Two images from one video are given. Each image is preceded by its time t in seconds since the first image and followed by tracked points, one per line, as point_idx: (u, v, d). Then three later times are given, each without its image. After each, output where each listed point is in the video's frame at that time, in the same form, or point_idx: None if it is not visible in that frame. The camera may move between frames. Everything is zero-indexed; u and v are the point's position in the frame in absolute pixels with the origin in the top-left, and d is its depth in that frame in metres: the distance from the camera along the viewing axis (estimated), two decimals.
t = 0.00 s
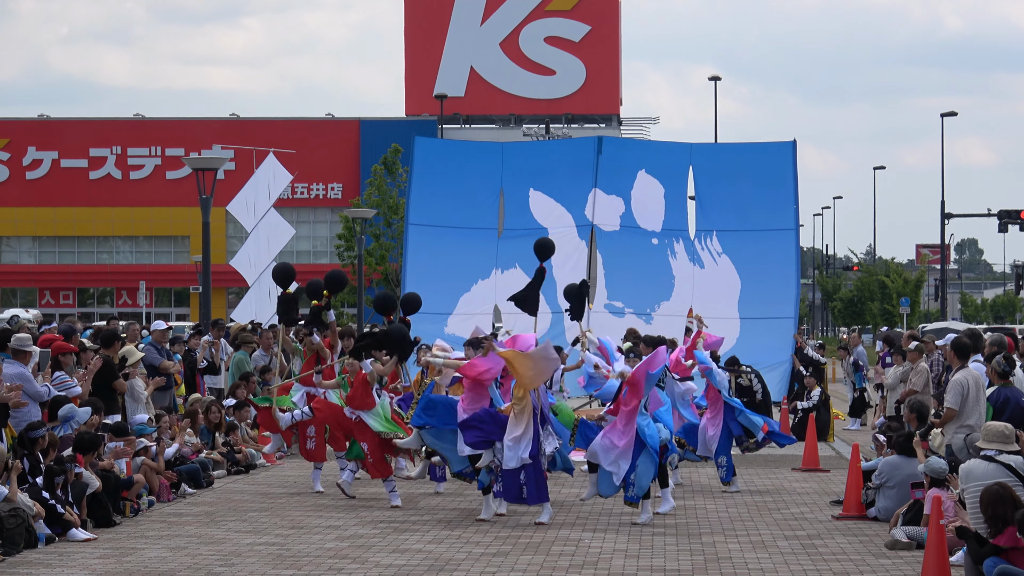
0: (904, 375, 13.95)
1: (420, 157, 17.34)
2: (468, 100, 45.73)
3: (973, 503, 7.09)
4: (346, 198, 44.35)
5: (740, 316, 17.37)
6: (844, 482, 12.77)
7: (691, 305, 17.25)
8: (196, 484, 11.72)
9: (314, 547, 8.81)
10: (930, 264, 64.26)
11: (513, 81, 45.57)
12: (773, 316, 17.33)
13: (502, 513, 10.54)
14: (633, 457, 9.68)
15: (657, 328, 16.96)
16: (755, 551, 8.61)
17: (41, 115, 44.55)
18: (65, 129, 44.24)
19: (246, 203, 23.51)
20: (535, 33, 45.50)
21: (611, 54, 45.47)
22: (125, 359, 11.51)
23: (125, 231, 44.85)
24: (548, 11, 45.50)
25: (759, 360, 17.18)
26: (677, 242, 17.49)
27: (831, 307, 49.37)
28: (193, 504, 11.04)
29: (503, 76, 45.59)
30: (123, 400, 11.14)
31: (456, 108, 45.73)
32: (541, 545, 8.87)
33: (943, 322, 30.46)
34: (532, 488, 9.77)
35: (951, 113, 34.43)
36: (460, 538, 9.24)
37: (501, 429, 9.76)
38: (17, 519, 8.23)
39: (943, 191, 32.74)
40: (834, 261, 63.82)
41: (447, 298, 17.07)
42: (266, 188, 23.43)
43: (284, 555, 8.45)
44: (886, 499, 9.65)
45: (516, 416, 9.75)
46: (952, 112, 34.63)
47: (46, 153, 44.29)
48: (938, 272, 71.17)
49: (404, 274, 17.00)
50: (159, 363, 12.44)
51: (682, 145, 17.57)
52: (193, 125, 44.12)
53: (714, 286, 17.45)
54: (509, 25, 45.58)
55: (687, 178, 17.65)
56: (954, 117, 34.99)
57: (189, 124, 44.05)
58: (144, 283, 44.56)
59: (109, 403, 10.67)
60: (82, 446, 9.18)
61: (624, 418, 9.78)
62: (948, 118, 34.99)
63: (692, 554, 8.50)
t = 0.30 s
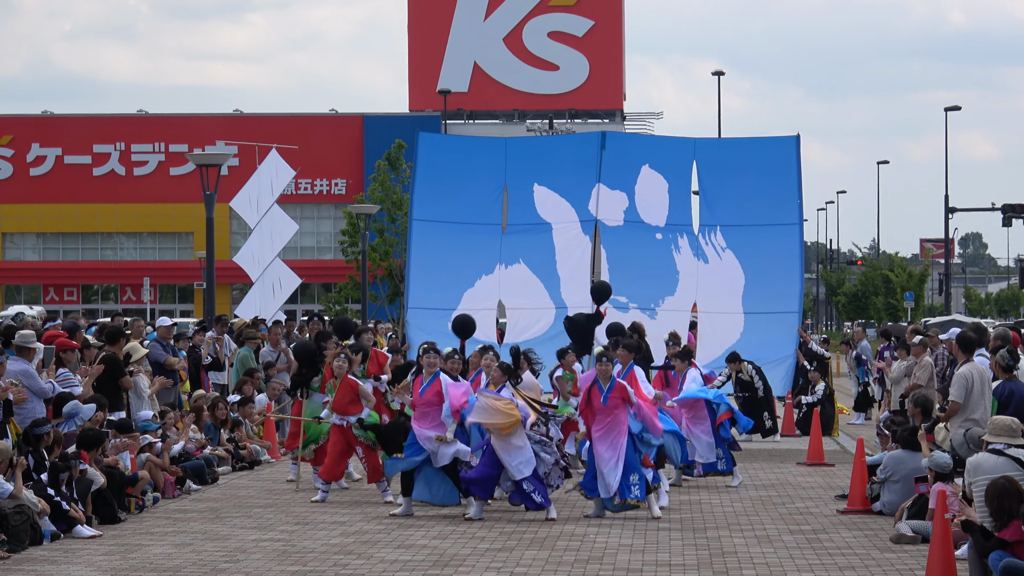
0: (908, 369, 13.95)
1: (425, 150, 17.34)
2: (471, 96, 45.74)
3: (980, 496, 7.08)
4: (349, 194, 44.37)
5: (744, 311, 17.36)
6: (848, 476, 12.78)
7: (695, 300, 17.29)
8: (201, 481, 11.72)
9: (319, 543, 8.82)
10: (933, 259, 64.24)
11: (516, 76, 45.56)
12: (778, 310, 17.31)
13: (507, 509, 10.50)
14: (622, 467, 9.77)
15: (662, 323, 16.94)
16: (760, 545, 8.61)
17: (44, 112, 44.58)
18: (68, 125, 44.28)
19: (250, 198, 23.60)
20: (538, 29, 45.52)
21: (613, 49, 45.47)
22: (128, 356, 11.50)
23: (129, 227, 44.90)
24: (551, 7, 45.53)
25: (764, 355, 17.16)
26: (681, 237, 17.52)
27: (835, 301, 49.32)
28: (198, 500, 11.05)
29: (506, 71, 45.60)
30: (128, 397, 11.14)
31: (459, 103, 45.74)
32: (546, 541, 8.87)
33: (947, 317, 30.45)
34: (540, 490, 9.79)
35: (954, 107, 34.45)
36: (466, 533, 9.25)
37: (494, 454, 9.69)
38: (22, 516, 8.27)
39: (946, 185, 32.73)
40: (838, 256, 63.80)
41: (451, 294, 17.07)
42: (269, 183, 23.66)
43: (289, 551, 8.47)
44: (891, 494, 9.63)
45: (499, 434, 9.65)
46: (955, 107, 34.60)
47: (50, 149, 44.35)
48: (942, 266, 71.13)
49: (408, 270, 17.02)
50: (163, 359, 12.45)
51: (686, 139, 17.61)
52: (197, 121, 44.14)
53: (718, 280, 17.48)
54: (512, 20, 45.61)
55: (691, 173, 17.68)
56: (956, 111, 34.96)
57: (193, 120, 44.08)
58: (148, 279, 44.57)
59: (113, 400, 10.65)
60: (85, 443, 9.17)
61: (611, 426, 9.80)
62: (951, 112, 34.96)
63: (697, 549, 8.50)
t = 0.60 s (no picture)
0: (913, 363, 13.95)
1: (427, 145, 17.26)
2: (475, 91, 45.71)
3: (986, 492, 7.07)
4: (353, 189, 44.38)
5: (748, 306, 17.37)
6: (853, 471, 12.78)
7: (699, 295, 17.34)
8: (205, 477, 11.76)
9: (323, 538, 8.83)
10: (937, 253, 64.18)
11: (520, 71, 45.52)
12: (781, 305, 17.33)
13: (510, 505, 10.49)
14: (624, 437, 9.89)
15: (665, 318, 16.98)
16: (764, 541, 8.61)
17: (48, 108, 44.58)
18: (72, 121, 44.29)
19: (255, 193, 23.54)
20: (542, 23, 45.47)
21: (617, 44, 45.44)
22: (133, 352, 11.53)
23: (133, 223, 44.95)
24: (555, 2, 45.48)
25: (767, 350, 17.17)
26: (685, 232, 17.53)
27: (839, 296, 49.28)
28: (202, 495, 11.07)
29: (509, 66, 45.54)
30: (131, 393, 11.15)
31: (463, 99, 45.68)
32: (550, 536, 8.89)
33: (952, 312, 30.42)
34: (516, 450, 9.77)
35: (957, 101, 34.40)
36: (470, 528, 9.26)
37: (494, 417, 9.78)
38: (27, 512, 8.24)
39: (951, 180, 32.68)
40: (842, 250, 63.74)
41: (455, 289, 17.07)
42: (274, 176, 23.54)
43: (295, 547, 8.48)
44: (895, 489, 9.65)
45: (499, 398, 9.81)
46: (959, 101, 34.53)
47: (54, 145, 44.37)
48: (946, 260, 71.02)
49: (411, 265, 17.01)
50: (167, 355, 12.40)
51: (689, 134, 17.56)
52: (200, 117, 44.14)
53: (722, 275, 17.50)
54: (516, 15, 45.56)
55: (694, 169, 17.67)
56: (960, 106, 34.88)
57: (196, 116, 44.09)
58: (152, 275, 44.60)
59: (117, 396, 10.67)
60: (89, 437, 9.15)
61: (615, 397, 10.10)
62: (955, 107, 34.88)
63: (701, 544, 8.50)
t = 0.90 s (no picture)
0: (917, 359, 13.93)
1: (431, 141, 17.35)
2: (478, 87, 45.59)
3: (990, 487, 7.07)
4: (357, 186, 44.38)
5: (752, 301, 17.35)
6: (857, 466, 12.77)
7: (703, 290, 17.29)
8: (210, 473, 11.76)
9: (328, 534, 8.85)
10: (941, 249, 64.09)
11: (523, 67, 45.46)
12: (785, 300, 17.32)
13: (516, 502, 10.46)
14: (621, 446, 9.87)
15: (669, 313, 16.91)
16: (768, 536, 8.61)
17: (52, 105, 44.62)
18: (76, 118, 44.32)
19: (260, 190, 23.54)
20: (545, 19, 45.43)
21: (620, 39, 45.42)
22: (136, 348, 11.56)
23: (137, 220, 45.02)
24: None
25: (771, 346, 17.15)
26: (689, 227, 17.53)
27: (843, 292, 49.21)
28: (207, 492, 11.08)
29: (512, 62, 45.49)
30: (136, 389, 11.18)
31: (467, 95, 45.59)
32: (555, 532, 8.89)
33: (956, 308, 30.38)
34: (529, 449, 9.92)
35: (961, 96, 34.32)
36: (475, 524, 9.27)
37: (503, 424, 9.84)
38: (31, 509, 8.29)
39: (955, 174, 32.60)
40: (846, 246, 63.68)
41: (459, 285, 17.07)
42: (279, 174, 23.54)
43: (299, 543, 8.49)
44: (899, 484, 9.63)
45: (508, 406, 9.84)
46: (963, 96, 34.44)
47: (57, 142, 44.41)
48: (950, 255, 70.93)
49: (415, 261, 16.99)
50: (172, 351, 12.40)
51: (693, 129, 17.60)
52: (203, 113, 44.17)
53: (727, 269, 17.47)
54: (519, 11, 45.52)
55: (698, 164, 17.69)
56: (964, 101, 34.79)
57: (199, 113, 44.11)
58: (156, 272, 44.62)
59: (121, 393, 10.69)
60: (91, 435, 9.10)
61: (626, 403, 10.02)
62: (959, 102, 34.79)
63: (705, 540, 8.50)
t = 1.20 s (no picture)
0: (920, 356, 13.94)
1: (434, 139, 17.28)
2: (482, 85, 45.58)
3: (995, 483, 7.06)
4: (361, 183, 44.42)
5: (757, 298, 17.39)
6: (861, 463, 12.77)
7: (708, 287, 17.23)
8: (213, 471, 11.77)
9: (332, 532, 8.85)
10: (944, 246, 64.07)
11: (526, 65, 45.43)
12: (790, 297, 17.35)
13: (520, 498, 10.45)
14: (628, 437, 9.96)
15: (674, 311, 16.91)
16: (772, 533, 8.61)
17: (55, 104, 44.61)
18: (79, 116, 44.29)
19: (263, 188, 23.52)
20: (549, 17, 45.40)
21: (623, 36, 45.41)
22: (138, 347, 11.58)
23: (141, 218, 45.06)
24: None
25: (775, 342, 17.14)
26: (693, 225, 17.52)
27: (847, 289, 49.22)
28: (211, 490, 11.08)
29: (515, 59, 45.45)
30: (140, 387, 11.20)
31: (470, 93, 45.56)
32: (559, 529, 8.89)
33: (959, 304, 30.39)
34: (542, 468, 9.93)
35: (965, 93, 34.27)
36: (479, 522, 9.27)
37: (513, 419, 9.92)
38: (36, 507, 8.31)
39: (959, 171, 32.57)
40: (850, 243, 63.69)
41: (464, 283, 17.09)
42: (285, 173, 23.45)
43: (304, 541, 8.50)
44: (903, 481, 9.63)
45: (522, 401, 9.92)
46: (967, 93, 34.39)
47: (61, 140, 44.41)
48: (954, 251, 70.90)
49: (420, 259, 16.99)
50: (175, 350, 12.43)
51: (697, 126, 17.64)
52: (206, 112, 44.15)
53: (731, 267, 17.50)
54: (522, 9, 45.51)
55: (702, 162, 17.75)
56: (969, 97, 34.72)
57: (202, 111, 44.10)
58: (159, 270, 44.67)
59: (124, 390, 10.68)
60: (93, 434, 9.09)
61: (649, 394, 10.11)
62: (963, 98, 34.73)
63: (709, 537, 8.50)
